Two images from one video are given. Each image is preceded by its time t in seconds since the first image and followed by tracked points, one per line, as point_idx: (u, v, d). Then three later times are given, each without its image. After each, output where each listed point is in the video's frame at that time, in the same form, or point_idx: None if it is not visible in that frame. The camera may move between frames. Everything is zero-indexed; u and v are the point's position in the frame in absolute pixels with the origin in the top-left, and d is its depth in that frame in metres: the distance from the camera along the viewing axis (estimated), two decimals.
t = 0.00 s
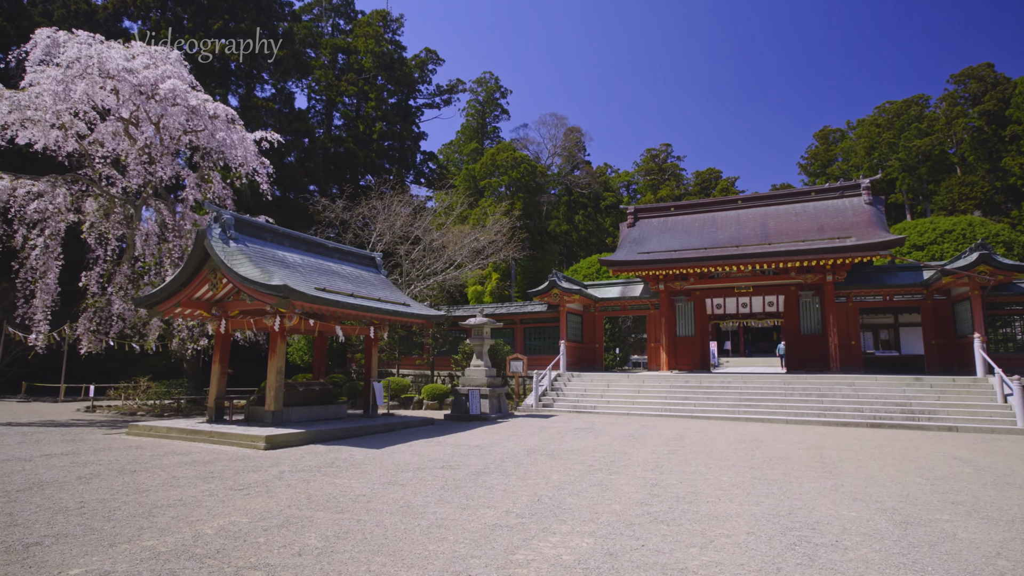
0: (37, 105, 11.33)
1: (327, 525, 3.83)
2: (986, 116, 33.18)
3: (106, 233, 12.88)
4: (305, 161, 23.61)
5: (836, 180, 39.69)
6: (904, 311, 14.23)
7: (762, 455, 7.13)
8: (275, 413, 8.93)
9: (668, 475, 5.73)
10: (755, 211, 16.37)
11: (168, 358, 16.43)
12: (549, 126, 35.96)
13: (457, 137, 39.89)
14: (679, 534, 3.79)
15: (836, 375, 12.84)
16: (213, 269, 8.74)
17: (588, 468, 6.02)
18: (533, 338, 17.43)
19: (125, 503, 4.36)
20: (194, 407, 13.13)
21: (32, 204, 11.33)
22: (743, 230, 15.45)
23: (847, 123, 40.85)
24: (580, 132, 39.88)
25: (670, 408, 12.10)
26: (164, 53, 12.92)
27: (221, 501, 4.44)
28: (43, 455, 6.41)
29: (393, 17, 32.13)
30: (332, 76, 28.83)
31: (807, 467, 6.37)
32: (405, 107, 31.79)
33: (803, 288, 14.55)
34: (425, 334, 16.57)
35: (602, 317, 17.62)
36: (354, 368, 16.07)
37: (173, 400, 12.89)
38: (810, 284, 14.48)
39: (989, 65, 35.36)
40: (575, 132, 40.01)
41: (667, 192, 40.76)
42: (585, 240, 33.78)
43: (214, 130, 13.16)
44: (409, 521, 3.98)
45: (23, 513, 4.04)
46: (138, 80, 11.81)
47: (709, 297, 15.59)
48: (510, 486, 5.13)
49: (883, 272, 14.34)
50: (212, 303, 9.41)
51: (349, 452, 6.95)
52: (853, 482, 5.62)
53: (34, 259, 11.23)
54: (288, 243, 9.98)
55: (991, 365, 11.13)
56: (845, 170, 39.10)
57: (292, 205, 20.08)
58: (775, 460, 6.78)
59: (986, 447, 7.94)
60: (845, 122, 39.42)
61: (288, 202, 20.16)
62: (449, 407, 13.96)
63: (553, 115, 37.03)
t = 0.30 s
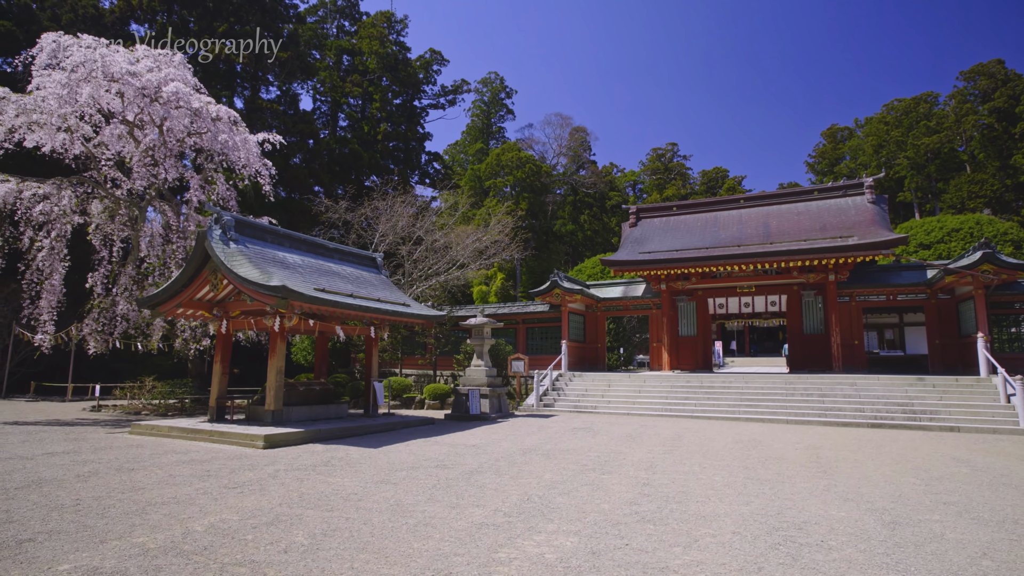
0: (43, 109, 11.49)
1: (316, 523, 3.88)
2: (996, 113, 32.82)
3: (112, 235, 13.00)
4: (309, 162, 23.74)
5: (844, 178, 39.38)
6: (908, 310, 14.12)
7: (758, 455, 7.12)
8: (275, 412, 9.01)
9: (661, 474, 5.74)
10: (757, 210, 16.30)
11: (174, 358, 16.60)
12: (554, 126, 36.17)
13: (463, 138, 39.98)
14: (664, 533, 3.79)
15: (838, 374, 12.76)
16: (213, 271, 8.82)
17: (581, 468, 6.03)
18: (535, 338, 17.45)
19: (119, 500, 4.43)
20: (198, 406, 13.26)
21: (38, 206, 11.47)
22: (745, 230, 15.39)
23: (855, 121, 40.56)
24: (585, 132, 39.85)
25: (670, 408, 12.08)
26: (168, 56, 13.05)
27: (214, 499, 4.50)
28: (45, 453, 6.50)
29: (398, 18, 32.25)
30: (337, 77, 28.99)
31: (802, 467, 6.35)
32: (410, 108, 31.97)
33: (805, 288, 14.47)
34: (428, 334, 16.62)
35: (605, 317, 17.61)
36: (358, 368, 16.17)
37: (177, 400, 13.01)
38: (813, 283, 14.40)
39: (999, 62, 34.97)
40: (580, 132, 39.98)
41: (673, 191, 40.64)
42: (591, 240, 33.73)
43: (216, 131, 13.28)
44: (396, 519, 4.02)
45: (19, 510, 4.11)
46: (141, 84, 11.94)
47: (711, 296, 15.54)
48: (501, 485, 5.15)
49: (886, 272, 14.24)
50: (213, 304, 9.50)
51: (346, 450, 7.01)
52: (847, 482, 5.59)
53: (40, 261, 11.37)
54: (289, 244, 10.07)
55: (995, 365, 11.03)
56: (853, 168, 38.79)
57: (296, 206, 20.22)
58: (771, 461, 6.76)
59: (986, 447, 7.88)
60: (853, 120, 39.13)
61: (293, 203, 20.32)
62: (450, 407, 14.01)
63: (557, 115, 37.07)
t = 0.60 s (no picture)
0: (48, 112, 11.66)
1: (302, 521, 3.93)
2: (1005, 110, 32.48)
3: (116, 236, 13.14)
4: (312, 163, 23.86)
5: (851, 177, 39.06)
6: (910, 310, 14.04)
7: (753, 455, 7.11)
8: (274, 412, 9.10)
9: (652, 474, 5.75)
10: (758, 210, 16.25)
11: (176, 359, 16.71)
12: (558, 126, 36.29)
13: (467, 138, 40.04)
14: (647, 532, 3.81)
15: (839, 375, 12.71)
16: (213, 272, 8.92)
17: (573, 468, 6.06)
18: (537, 338, 17.47)
19: (113, 498, 4.50)
20: (200, 406, 13.38)
21: (42, 208, 11.62)
22: (746, 230, 15.35)
23: (862, 119, 40.26)
24: (590, 132, 39.82)
25: (670, 408, 12.07)
26: (171, 59, 13.18)
27: (206, 497, 4.57)
28: (45, 452, 6.60)
29: (401, 19, 32.33)
30: (341, 78, 29.12)
31: (795, 467, 6.35)
32: (413, 110, 32.44)
33: (806, 288, 14.42)
34: (430, 334, 16.67)
35: (606, 317, 17.60)
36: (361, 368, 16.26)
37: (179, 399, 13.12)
38: (814, 283, 14.35)
39: (1008, 58, 34.62)
40: (585, 131, 39.97)
41: (678, 190, 40.49)
42: (596, 240, 33.65)
43: (218, 133, 13.38)
44: (383, 518, 4.07)
45: (15, 507, 4.19)
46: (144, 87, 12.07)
47: (713, 296, 15.52)
48: (491, 485, 5.18)
49: (888, 271, 14.17)
50: (213, 305, 9.60)
51: (341, 449, 7.08)
52: (838, 482, 5.58)
53: (45, 262, 11.53)
54: (288, 245, 10.15)
55: (997, 365, 10.96)
56: (860, 167, 38.49)
57: (299, 207, 20.32)
58: (765, 461, 6.75)
59: (984, 448, 7.83)
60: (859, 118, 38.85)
61: (297, 205, 20.45)
62: (451, 407, 14.05)
63: (561, 115, 37.02)
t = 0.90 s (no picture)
0: (51, 115, 11.81)
1: (290, 518, 3.99)
2: (1013, 108, 32.23)
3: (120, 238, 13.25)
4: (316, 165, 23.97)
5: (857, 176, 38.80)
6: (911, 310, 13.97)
7: (747, 456, 7.11)
8: (273, 412, 9.19)
9: (642, 474, 5.77)
10: (758, 210, 16.21)
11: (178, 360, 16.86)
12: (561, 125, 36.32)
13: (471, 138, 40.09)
14: (631, 531, 3.83)
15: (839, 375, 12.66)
16: (212, 273, 9.00)
17: (564, 467, 6.08)
18: (538, 338, 17.50)
19: (106, 496, 4.58)
20: (202, 406, 13.49)
21: (46, 210, 11.76)
22: (746, 230, 15.32)
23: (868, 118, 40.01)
24: (594, 132, 39.76)
25: (669, 408, 12.07)
26: (172, 62, 13.32)
27: (198, 495, 4.63)
28: (44, 451, 6.70)
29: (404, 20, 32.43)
30: (345, 80, 29.24)
31: (788, 467, 6.35)
32: (417, 111, 32.37)
33: (806, 288, 14.39)
34: (431, 334, 16.73)
35: (607, 317, 17.60)
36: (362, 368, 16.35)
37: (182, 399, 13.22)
38: (814, 283, 14.31)
39: (1015, 56, 34.38)
40: (589, 131, 39.91)
41: (682, 190, 40.36)
42: (600, 240, 33.61)
43: (219, 135, 13.48)
44: (370, 516, 4.11)
45: (9, 505, 4.27)
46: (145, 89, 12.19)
47: (713, 296, 15.51)
48: (480, 484, 5.22)
49: (889, 271, 14.11)
50: (213, 305, 9.69)
51: (336, 449, 7.13)
52: (829, 482, 5.59)
53: (49, 263, 11.66)
54: (287, 246, 10.24)
55: (997, 365, 10.90)
56: (866, 166, 38.23)
57: (302, 208, 20.41)
58: (758, 461, 6.75)
59: (980, 448, 7.80)
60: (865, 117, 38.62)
61: (300, 205, 20.55)
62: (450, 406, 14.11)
63: (565, 115, 37.04)
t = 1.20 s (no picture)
0: (54, 118, 11.91)
1: (277, 516, 4.04)
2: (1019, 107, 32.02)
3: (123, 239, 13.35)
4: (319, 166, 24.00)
5: (862, 175, 38.59)
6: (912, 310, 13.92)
7: (740, 455, 7.12)
8: (271, 411, 9.27)
9: (633, 473, 5.79)
10: (758, 210, 16.18)
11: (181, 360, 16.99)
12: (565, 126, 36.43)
13: (475, 139, 40.17)
14: (614, 529, 3.86)
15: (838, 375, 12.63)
16: (211, 273, 9.08)
17: (556, 466, 6.12)
18: (538, 338, 17.53)
19: (100, 493, 4.65)
20: (204, 405, 13.58)
21: (49, 212, 11.87)
22: (745, 230, 15.30)
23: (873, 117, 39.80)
24: (598, 132, 39.73)
25: (667, 408, 12.07)
26: (174, 64, 13.43)
27: (190, 492, 4.70)
28: (43, 449, 6.79)
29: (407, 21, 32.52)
30: (348, 81, 29.36)
31: (779, 467, 6.36)
32: (420, 112, 32.37)
33: (806, 288, 14.36)
34: (431, 334, 16.78)
35: (607, 317, 17.60)
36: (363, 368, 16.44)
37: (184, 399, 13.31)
38: (814, 283, 14.28)
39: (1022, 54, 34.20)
40: (593, 131, 39.87)
41: (686, 190, 40.27)
42: (603, 240, 33.61)
43: (220, 136, 13.60)
44: (357, 513, 4.16)
45: (5, 501, 4.35)
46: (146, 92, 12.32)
47: (713, 296, 15.51)
48: (470, 483, 5.25)
49: (889, 271, 14.07)
50: (213, 306, 9.78)
51: (331, 448, 7.20)
52: (819, 482, 5.60)
53: (52, 264, 11.78)
54: (286, 247, 10.32)
55: (997, 365, 10.85)
56: (871, 165, 38.05)
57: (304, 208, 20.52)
58: (751, 461, 6.76)
59: (977, 448, 7.78)
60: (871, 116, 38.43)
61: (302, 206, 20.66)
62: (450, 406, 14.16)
63: (568, 115, 37.26)
